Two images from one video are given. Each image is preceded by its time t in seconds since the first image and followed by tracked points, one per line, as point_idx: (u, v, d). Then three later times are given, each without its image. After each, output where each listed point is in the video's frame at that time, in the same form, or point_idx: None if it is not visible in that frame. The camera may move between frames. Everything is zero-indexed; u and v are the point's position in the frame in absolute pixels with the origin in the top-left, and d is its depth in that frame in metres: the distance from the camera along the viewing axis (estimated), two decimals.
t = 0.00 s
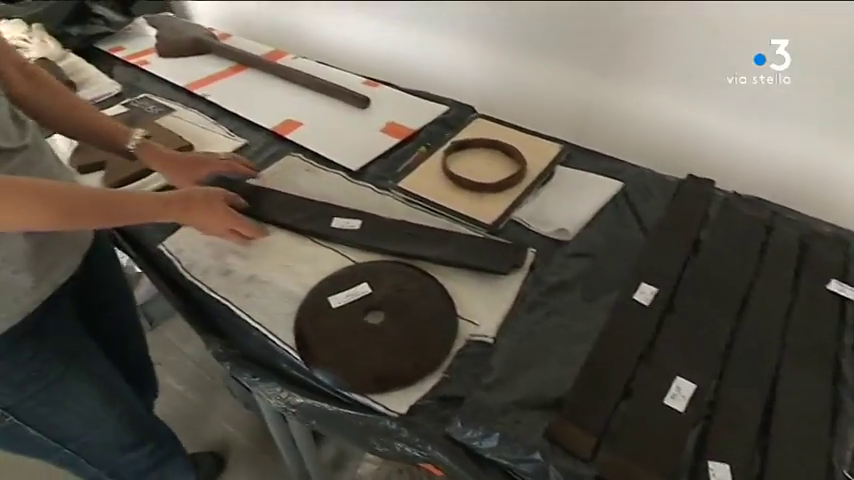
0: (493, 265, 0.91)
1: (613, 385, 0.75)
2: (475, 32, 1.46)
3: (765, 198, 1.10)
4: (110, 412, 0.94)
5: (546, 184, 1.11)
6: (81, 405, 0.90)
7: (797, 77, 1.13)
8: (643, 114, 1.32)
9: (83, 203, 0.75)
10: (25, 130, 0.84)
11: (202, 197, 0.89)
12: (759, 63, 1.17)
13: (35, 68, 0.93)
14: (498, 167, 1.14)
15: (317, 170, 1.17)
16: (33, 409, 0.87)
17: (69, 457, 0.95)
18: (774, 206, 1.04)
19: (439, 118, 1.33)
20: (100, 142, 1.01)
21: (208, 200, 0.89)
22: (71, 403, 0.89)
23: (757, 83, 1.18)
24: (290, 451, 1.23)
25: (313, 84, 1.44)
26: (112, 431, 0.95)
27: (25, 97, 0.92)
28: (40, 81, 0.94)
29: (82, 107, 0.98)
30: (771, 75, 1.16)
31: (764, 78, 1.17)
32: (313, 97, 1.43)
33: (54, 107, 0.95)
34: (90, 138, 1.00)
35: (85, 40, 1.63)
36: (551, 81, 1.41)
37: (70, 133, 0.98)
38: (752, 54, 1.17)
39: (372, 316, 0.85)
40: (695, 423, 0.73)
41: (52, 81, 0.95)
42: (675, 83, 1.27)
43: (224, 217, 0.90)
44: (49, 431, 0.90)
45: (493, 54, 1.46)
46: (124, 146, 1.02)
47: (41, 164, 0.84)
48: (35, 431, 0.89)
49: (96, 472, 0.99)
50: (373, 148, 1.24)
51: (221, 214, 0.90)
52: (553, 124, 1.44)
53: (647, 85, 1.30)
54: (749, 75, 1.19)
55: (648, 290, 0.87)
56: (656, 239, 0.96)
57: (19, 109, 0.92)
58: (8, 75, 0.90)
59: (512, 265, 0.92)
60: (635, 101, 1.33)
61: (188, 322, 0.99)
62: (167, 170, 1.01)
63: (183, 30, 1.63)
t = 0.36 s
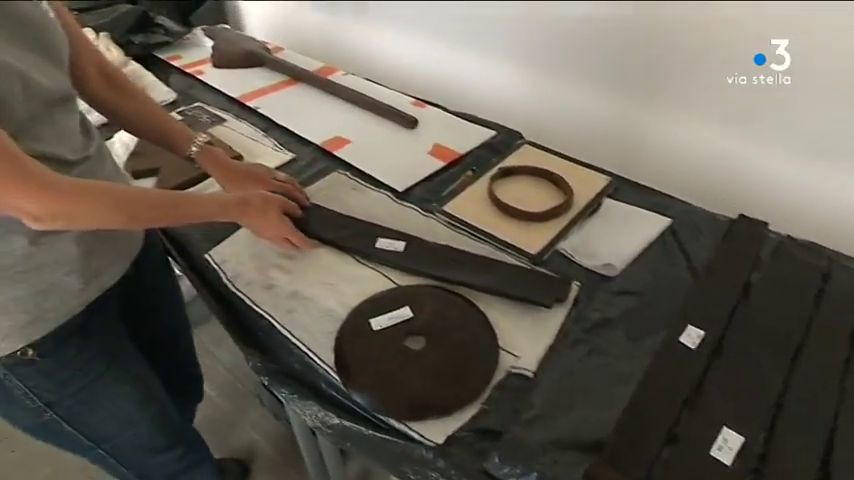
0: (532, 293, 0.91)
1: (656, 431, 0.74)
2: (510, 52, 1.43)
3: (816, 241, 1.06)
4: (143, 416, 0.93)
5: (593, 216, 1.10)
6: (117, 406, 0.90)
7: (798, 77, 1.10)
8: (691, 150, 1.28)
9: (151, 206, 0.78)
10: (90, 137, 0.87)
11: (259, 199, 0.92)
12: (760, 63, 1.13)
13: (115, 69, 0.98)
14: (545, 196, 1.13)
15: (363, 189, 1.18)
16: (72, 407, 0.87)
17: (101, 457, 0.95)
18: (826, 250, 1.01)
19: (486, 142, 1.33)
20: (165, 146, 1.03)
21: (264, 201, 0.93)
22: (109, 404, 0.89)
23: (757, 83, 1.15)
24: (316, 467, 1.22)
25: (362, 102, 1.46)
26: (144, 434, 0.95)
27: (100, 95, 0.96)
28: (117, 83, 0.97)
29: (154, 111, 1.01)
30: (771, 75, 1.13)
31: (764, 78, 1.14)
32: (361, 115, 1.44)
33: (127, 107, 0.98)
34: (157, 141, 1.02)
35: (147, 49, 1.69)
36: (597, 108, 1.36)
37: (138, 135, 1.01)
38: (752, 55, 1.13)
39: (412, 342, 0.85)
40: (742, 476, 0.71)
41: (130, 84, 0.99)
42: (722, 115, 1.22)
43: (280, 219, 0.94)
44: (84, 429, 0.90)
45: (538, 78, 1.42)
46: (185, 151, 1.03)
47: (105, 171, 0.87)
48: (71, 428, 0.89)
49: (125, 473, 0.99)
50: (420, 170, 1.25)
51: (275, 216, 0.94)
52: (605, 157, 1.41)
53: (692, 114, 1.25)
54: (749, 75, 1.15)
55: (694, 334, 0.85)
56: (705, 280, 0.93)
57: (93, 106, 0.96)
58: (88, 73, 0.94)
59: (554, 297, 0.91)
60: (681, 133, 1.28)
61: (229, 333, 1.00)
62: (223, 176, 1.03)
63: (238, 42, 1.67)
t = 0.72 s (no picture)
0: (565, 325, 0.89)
1: None
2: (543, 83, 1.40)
3: None
4: (169, 430, 0.93)
5: (631, 253, 1.07)
6: (146, 417, 0.90)
7: (797, 77, 1.10)
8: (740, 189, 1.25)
9: (193, 223, 0.79)
10: (135, 154, 0.89)
11: (297, 216, 0.92)
12: (759, 63, 1.12)
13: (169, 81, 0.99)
14: (583, 231, 1.11)
15: (400, 214, 1.18)
16: (102, 415, 0.87)
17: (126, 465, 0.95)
18: None
19: (525, 172, 1.32)
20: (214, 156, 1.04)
21: (302, 218, 0.93)
22: (138, 415, 0.89)
23: (756, 83, 1.15)
24: None
25: (402, 126, 1.47)
26: (170, 448, 0.94)
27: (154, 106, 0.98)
28: (168, 94, 0.99)
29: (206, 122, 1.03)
30: (771, 75, 1.13)
31: (764, 78, 1.14)
32: (401, 139, 1.45)
33: (180, 118, 1.00)
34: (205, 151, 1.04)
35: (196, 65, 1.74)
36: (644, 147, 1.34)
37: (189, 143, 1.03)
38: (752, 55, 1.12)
39: (442, 373, 0.84)
40: None
41: (182, 95, 1.00)
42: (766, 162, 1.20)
43: (318, 235, 0.94)
44: (112, 438, 0.90)
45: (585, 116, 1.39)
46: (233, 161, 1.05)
47: (148, 187, 0.89)
48: (100, 435, 0.89)
49: None
50: (457, 197, 1.25)
51: (313, 232, 0.94)
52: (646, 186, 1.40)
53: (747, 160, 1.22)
54: (748, 74, 1.15)
55: (734, 382, 0.83)
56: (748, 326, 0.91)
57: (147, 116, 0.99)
58: (143, 84, 0.96)
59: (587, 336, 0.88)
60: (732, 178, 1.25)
61: (260, 350, 1.01)
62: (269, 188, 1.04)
63: (285, 62, 1.70)
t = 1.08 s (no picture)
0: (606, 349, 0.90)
1: None
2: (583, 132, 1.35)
3: None
4: (190, 450, 0.91)
5: (670, 290, 1.04)
6: (168, 435, 0.89)
7: (797, 76, 1.10)
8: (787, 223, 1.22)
9: (232, 235, 0.78)
10: (173, 173, 0.90)
11: (331, 219, 0.90)
12: (759, 63, 1.08)
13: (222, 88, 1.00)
14: (621, 265, 1.08)
15: (433, 241, 1.17)
16: (125, 431, 0.86)
17: None
18: None
19: (561, 202, 1.30)
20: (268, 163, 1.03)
21: (337, 221, 0.91)
22: (161, 433, 0.88)
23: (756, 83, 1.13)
24: None
25: (438, 153, 1.46)
26: (190, 468, 0.93)
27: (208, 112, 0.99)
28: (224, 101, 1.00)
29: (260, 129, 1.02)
30: (771, 75, 1.12)
31: (764, 78, 1.12)
32: (436, 166, 1.44)
33: (232, 123, 1.00)
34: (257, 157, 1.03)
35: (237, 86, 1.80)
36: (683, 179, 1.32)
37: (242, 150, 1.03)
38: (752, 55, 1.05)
39: (470, 406, 0.81)
40: None
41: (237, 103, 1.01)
42: (809, 194, 1.17)
43: (354, 237, 0.91)
44: (134, 454, 0.88)
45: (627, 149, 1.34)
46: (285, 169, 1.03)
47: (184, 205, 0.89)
48: (122, 451, 0.88)
49: None
50: (491, 226, 1.23)
51: (349, 233, 0.91)
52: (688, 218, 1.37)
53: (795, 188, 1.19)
54: (749, 75, 1.12)
55: (784, 433, 0.79)
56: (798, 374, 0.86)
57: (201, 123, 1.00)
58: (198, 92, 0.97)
59: (626, 361, 0.88)
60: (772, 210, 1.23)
61: (287, 373, 1.00)
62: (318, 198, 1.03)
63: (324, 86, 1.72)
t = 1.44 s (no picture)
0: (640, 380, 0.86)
1: None
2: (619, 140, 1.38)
3: None
4: (200, 467, 0.92)
5: (708, 322, 1.00)
6: (179, 450, 0.89)
7: (798, 78, 1.07)
8: (825, 255, 1.15)
9: (269, 239, 0.77)
10: (202, 185, 0.89)
11: (370, 224, 0.89)
12: (759, 62, 1.09)
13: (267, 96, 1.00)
14: (656, 295, 1.04)
15: (461, 264, 1.15)
16: (138, 445, 0.86)
17: None
18: None
19: (594, 229, 1.27)
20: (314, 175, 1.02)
21: (377, 226, 0.90)
22: (173, 447, 0.88)
23: (756, 83, 1.12)
24: None
25: (469, 177, 1.44)
26: None
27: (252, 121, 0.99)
28: (274, 113, 1.00)
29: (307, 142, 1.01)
30: (771, 75, 1.09)
31: (764, 78, 1.10)
32: (465, 189, 1.43)
33: (278, 134, 1.00)
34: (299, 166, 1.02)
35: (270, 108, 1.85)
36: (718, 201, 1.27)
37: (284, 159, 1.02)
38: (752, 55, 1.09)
39: (498, 436, 0.77)
40: None
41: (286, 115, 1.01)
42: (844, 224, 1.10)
43: (393, 241, 0.90)
44: (146, 469, 0.88)
45: (664, 157, 1.32)
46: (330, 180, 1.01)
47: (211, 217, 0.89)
48: (134, 466, 0.88)
49: None
50: (522, 251, 1.20)
51: (388, 238, 0.90)
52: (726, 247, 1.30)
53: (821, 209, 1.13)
54: (749, 75, 1.12)
55: None
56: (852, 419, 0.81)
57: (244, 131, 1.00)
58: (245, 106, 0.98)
59: (664, 396, 0.84)
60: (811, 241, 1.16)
61: (307, 394, 0.97)
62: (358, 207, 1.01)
63: (354, 108, 1.72)
